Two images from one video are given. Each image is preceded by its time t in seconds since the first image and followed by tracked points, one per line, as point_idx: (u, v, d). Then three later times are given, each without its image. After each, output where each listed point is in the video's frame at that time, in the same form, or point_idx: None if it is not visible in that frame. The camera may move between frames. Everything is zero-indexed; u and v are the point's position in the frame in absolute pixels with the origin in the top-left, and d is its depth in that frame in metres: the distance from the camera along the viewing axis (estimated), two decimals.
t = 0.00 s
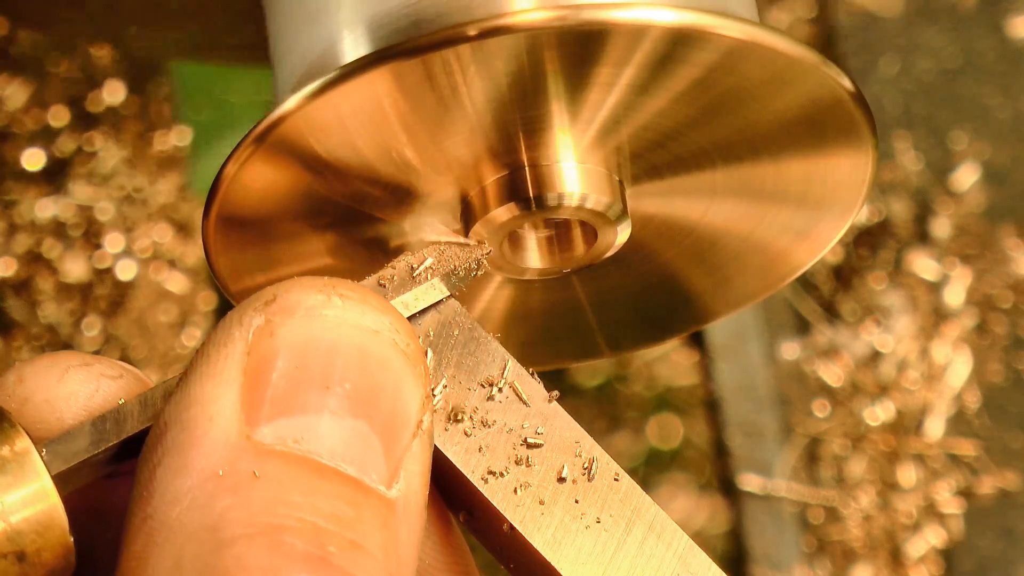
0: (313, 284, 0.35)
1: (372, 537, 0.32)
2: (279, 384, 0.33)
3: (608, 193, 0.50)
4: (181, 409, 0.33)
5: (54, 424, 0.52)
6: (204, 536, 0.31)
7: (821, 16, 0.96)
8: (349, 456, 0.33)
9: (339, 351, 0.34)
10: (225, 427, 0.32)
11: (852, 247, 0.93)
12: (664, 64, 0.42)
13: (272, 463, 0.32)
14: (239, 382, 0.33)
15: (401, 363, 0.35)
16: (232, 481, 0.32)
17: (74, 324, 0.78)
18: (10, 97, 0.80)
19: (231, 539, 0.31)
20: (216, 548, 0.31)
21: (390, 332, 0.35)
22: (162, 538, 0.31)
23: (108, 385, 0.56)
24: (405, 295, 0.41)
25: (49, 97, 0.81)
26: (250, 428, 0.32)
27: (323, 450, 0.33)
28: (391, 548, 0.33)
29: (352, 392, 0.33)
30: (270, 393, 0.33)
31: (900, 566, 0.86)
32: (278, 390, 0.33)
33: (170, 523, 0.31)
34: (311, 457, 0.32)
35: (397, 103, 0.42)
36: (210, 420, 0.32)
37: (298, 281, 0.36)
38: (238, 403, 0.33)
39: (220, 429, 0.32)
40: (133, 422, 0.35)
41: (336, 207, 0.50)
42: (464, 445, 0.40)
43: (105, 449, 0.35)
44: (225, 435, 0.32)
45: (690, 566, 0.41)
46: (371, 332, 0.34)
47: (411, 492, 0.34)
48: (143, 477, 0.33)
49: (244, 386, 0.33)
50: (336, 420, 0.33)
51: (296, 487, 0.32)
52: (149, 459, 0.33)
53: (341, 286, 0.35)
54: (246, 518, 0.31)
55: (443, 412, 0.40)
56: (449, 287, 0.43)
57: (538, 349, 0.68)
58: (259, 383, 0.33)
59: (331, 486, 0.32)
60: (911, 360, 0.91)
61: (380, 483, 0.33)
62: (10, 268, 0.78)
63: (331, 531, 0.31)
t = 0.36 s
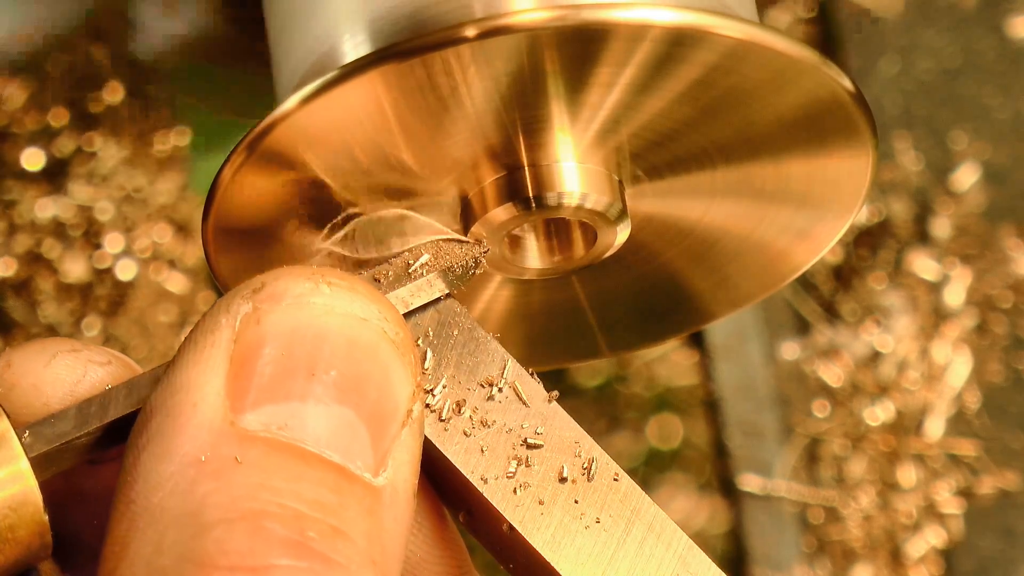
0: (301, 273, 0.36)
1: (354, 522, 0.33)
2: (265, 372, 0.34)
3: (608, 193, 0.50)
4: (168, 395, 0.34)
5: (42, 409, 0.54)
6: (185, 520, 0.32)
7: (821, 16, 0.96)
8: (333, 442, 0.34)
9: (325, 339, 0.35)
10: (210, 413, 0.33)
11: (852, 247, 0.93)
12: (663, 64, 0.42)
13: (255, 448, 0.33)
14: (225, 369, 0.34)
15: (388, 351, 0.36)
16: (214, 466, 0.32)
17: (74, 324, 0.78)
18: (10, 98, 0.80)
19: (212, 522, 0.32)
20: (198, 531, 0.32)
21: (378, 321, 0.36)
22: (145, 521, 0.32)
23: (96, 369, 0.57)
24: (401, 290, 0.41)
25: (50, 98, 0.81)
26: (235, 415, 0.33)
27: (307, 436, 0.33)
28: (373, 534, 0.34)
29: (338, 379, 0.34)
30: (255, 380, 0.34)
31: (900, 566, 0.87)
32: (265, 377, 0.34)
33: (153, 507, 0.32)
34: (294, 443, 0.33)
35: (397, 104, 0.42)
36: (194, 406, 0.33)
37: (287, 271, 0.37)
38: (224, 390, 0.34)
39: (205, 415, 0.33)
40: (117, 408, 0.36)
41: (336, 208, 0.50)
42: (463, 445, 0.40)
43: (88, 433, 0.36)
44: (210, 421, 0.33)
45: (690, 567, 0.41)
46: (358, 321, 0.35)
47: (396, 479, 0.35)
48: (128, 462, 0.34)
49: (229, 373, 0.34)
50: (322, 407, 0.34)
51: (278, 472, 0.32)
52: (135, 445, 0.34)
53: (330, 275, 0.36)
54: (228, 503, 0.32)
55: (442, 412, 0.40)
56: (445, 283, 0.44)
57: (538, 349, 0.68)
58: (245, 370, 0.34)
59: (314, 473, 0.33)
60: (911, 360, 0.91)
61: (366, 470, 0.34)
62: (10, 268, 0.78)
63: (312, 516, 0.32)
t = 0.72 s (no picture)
0: (292, 272, 0.34)
1: (347, 531, 0.32)
2: (256, 375, 0.32)
3: (607, 193, 0.50)
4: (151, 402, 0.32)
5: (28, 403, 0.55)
6: (167, 535, 0.30)
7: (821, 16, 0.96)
8: (324, 448, 0.32)
9: (318, 343, 0.33)
10: (196, 420, 0.31)
11: (852, 247, 0.93)
12: (663, 64, 0.42)
13: (245, 458, 0.31)
14: (211, 374, 0.32)
15: (383, 355, 0.34)
16: (200, 477, 0.30)
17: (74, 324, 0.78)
18: (9, 98, 0.79)
19: (198, 537, 0.29)
20: (181, 548, 0.29)
21: (373, 323, 0.34)
22: (124, 538, 0.30)
23: (86, 366, 0.57)
24: (398, 288, 0.42)
25: (49, 97, 0.80)
26: (224, 422, 0.31)
27: (300, 445, 0.32)
28: (365, 544, 0.32)
29: (333, 386, 0.33)
30: (244, 385, 0.32)
31: (901, 566, 0.86)
32: (256, 381, 0.32)
33: (133, 523, 0.30)
34: (284, 449, 0.31)
35: (396, 104, 0.42)
36: (179, 413, 0.31)
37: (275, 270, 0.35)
38: (210, 396, 0.32)
39: (190, 422, 0.31)
40: (101, 408, 0.35)
41: (334, 210, 0.50)
42: (463, 445, 0.40)
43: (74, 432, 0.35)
44: (195, 430, 0.31)
45: (690, 567, 0.41)
46: (353, 322, 0.34)
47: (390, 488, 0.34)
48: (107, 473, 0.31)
49: (216, 378, 0.32)
50: (316, 414, 0.32)
51: (270, 484, 0.31)
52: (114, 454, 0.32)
53: (322, 275, 0.34)
54: (213, 519, 0.30)
55: (442, 412, 0.40)
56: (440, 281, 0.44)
57: (537, 349, 0.68)
58: (232, 374, 0.32)
59: (306, 484, 0.31)
60: (911, 360, 0.91)
61: (363, 480, 0.33)
62: (10, 268, 0.77)
63: (302, 527, 0.30)
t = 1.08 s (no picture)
0: (249, 282, 0.36)
1: (288, 541, 0.33)
2: (208, 385, 0.35)
3: (607, 193, 0.50)
4: (111, 411, 0.34)
5: None
6: (115, 543, 0.32)
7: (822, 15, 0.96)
8: (271, 458, 0.34)
9: (268, 351, 0.35)
10: (149, 429, 0.34)
11: (852, 247, 0.93)
12: (663, 64, 0.42)
13: (191, 466, 0.33)
14: (167, 384, 0.35)
15: (334, 360, 0.36)
16: (148, 487, 0.33)
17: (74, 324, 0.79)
18: (9, 98, 0.80)
19: (140, 546, 0.32)
20: (124, 557, 0.31)
21: (325, 328, 0.36)
22: (80, 543, 0.32)
23: (48, 328, 0.57)
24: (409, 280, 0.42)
25: (48, 97, 0.81)
26: (174, 432, 0.34)
27: (244, 454, 0.34)
28: (308, 552, 0.34)
29: (281, 393, 0.35)
30: (196, 395, 0.34)
31: (900, 566, 0.87)
32: (207, 392, 0.34)
33: (87, 528, 0.33)
34: (229, 462, 0.33)
35: (394, 104, 0.42)
36: (133, 422, 0.34)
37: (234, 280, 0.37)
38: (165, 405, 0.34)
39: (144, 430, 0.34)
40: (64, 364, 0.38)
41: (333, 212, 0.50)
42: (462, 445, 0.40)
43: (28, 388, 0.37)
44: (148, 438, 0.34)
45: (689, 567, 0.40)
46: (303, 329, 0.35)
47: (336, 491, 0.36)
48: (71, 479, 0.34)
49: (170, 387, 0.35)
50: (263, 421, 0.34)
51: (210, 495, 0.32)
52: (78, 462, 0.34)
53: (277, 283, 0.36)
54: (156, 529, 0.32)
55: (441, 412, 0.40)
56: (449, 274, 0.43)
57: (537, 349, 0.69)
58: (186, 385, 0.35)
59: (247, 492, 0.33)
60: (911, 360, 0.91)
61: (306, 484, 0.34)
62: (10, 268, 0.78)
63: (242, 539, 0.32)
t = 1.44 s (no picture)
0: (258, 252, 0.36)
1: (291, 512, 0.34)
2: (215, 355, 0.35)
3: (608, 192, 0.50)
4: (118, 377, 0.34)
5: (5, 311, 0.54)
6: (120, 511, 0.32)
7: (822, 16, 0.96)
8: (277, 430, 0.34)
9: (276, 323, 0.35)
10: (156, 397, 0.34)
11: (852, 247, 0.92)
12: (663, 64, 0.42)
13: (197, 436, 0.33)
14: (174, 352, 0.35)
15: (341, 334, 0.36)
16: (153, 457, 0.33)
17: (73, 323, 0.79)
18: (10, 97, 0.79)
19: (146, 513, 0.32)
20: (130, 523, 0.32)
21: (333, 302, 0.36)
22: (85, 507, 0.33)
23: (56, 272, 0.57)
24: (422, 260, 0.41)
25: (49, 96, 0.80)
26: (181, 400, 0.34)
27: (250, 425, 0.34)
28: (311, 523, 0.34)
29: (287, 365, 0.35)
30: (203, 364, 0.34)
31: (900, 566, 0.87)
32: (214, 361, 0.35)
33: (92, 494, 0.33)
34: (235, 432, 0.33)
35: (395, 103, 0.42)
36: (141, 389, 0.34)
37: (244, 249, 0.37)
38: (172, 373, 0.34)
39: (151, 397, 0.34)
40: (67, 315, 0.38)
41: (334, 212, 0.50)
42: (463, 445, 0.40)
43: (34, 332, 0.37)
44: (155, 407, 0.34)
45: (689, 567, 0.40)
46: (312, 302, 0.35)
47: (339, 463, 0.36)
48: (75, 442, 0.35)
49: (177, 356, 0.35)
50: (269, 392, 0.34)
51: (216, 465, 0.33)
52: (83, 427, 0.35)
53: (287, 253, 0.36)
54: (161, 497, 0.32)
55: (443, 412, 0.40)
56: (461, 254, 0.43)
57: (538, 349, 0.69)
58: (193, 353, 0.35)
59: (253, 463, 0.33)
60: (911, 360, 0.91)
61: (310, 457, 0.35)
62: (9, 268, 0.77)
63: (247, 510, 0.33)
